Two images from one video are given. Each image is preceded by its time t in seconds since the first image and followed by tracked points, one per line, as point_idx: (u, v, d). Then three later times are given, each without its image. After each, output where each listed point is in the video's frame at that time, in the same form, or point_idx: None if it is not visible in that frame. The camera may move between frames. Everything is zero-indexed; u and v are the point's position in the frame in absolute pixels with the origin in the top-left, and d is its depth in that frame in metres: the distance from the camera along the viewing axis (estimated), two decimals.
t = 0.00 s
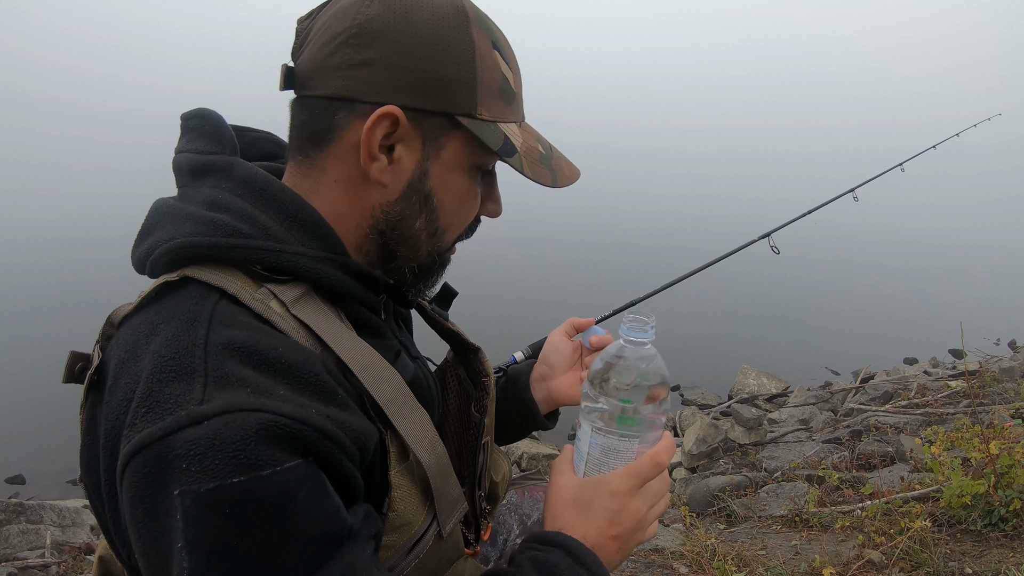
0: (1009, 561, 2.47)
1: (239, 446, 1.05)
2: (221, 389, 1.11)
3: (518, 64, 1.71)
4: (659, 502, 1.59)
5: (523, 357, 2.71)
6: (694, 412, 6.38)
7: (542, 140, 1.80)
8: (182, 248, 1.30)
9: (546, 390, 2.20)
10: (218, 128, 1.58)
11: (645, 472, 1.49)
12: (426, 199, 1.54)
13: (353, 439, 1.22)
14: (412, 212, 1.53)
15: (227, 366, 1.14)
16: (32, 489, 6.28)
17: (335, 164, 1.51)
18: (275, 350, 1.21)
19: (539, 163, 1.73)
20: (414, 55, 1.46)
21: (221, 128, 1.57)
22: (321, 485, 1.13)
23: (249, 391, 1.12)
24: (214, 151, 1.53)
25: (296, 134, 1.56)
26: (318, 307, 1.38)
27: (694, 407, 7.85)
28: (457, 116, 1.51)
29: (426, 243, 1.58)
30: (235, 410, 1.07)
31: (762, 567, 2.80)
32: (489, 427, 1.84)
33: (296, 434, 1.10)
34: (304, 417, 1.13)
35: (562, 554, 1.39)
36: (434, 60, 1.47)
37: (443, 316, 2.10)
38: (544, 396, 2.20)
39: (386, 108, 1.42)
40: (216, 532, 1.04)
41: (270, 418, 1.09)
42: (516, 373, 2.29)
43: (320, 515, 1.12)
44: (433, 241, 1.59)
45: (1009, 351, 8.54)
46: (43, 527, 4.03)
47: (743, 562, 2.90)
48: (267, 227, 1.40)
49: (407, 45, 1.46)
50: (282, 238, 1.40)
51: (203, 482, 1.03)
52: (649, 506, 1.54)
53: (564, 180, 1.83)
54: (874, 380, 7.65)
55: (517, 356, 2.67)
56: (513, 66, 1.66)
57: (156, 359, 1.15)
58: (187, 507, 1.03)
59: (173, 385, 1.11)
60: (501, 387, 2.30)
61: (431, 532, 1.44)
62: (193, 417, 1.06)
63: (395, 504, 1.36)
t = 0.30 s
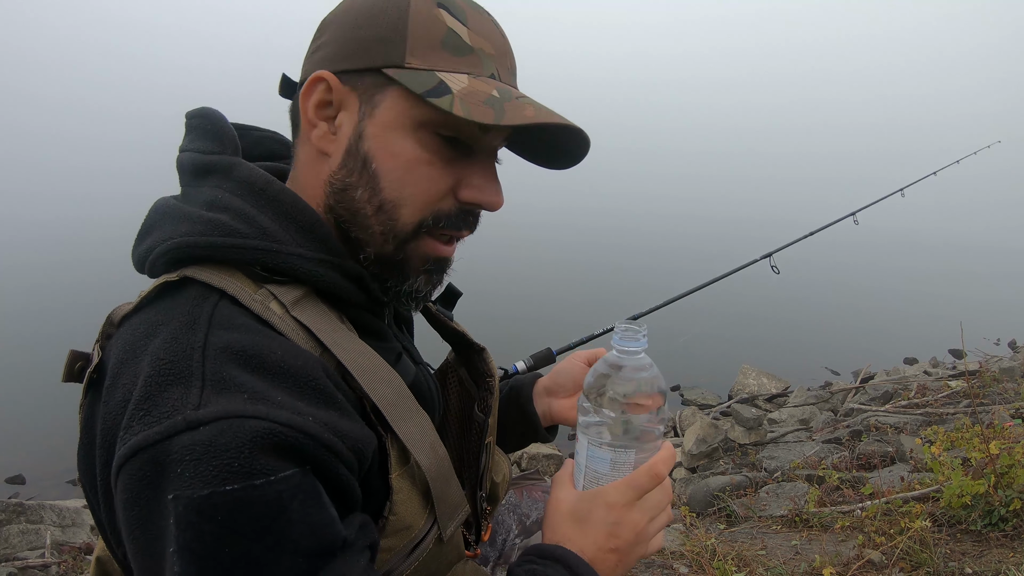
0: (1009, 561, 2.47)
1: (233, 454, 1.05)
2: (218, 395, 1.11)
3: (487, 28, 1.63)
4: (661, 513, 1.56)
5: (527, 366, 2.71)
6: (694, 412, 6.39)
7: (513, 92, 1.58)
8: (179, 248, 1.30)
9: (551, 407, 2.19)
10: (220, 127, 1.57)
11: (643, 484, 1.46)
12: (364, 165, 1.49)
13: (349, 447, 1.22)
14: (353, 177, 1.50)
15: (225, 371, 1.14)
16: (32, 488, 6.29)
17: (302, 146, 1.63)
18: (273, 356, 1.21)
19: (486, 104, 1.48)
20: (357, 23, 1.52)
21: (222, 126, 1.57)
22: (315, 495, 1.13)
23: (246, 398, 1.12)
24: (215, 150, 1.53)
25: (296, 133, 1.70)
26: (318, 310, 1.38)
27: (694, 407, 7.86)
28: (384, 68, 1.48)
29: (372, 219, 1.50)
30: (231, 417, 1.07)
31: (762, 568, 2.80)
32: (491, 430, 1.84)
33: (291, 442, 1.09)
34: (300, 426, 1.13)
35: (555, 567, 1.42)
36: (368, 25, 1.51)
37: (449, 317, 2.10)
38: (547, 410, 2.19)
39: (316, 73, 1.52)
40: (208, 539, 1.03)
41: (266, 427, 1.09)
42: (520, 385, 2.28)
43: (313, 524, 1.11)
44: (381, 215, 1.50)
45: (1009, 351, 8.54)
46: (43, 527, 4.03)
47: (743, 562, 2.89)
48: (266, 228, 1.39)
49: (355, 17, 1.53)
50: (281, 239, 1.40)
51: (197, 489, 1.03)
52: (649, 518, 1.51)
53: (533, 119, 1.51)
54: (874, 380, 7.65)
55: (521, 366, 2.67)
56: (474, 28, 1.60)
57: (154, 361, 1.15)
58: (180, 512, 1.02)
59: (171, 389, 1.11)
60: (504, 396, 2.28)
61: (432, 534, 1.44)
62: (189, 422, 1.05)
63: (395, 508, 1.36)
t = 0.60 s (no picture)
0: (1009, 561, 2.47)
1: (231, 447, 1.05)
2: (217, 389, 1.11)
3: (458, 18, 1.60)
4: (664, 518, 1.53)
5: (531, 381, 2.70)
6: (694, 412, 6.39)
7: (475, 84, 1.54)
8: (184, 245, 1.30)
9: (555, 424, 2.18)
10: (229, 132, 1.55)
11: (641, 489, 1.44)
12: (339, 168, 1.51)
13: (345, 446, 1.21)
14: (330, 182, 1.54)
15: (227, 366, 1.14)
16: (32, 488, 6.28)
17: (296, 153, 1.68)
18: (274, 353, 1.21)
19: (440, 100, 1.46)
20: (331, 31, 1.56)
21: (231, 127, 1.57)
22: (310, 492, 1.12)
23: (245, 393, 1.12)
24: (223, 150, 1.54)
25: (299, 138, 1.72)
26: (318, 310, 1.39)
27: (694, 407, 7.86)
28: (353, 72, 1.50)
29: (348, 221, 1.52)
30: (229, 411, 1.07)
31: (762, 568, 2.80)
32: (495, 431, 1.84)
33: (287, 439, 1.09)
34: (297, 423, 1.12)
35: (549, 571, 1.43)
36: (341, 31, 1.54)
37: (456, 318, 2.10)
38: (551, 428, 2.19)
39: (297, 82, 1.58)
40: (201, 532, 1.03)
41: (263, 422, 1.09)
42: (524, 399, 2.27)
43: (306, 521, 1.10)
44: (358, 216, 1.51)
45: (1009, 351, 8.54)
46: (43, 527, 4.03)
47: (743, 562, 2.89)
48: (269, 228, 1.39)
49: (330, 24, 1.57)
50: (284, 239, 1.40)
51: (194, 480, 1.03)
52: (650, 522, 1.48)
53: (484, 112, 1.46)
54: (874, 380, 7.65)
55: (525, 381, 2.67)
56: (443, 20, 1.57)
57: (156, 354, 1.15)
58: (177, 503, 1.02)
59: (172, 382, 1.11)
60: (508, 409, 2.27)
61: (432, 533, 1.43)
62: (188, 415, 1.06)
63: (395, 506, 1.36)
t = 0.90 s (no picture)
0: (1009, 561, 2.47)
1: (233, 434, 1.04)
2: (219, 382, 1.11)
3: (464, 7, 1.63)
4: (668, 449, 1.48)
5: (534, 379, 2.70)
6: (694, 412, 6.39)
7: (518, 73, 1.63)
8: (185, 249, 1.31)
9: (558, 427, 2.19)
10: (229, 130, 1.54)
11: (638, 414, 1.40)
12: (397, 175, 1.51)
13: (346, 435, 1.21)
14: (386, 190, 1.52)
15: (227, 361, 1.15)
16: (32, 488, 6.29)
17: (311, 168, 1.59)
18: (274, 349, 1.22)
19: (507, 95, 1.55)
20: (340, 35, 1.49)
21: (230, 126, 1.55)
22: (313, 476, 1.11)
23: (245, 384, 1.12)
24: (226, 150, 1.52)
25: (283, 143, 1.65)
26: (322, 312, 1.38)
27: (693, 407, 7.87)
28: (393, 78, 1.48)
29: (417, 221, 1.54)
30: (230, 400, 1.07)
31: (762, 568, 2.80)
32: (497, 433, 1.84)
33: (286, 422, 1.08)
34: (298, 408, 1.12)
35: (564, 526, 1.33)
36: (355, 33, 1.48)
37: (456, 319, 2.10)
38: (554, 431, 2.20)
39: (317, 97, 1.48)
40: (209, 519, 1.02)
41: (264, 408, 1.08)
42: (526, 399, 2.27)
43: (309, 502, 1.09)
44: (423, 216, 1.54)
45: (1009, 351, 8.54)
46: (43, 527, 4.03)
47: (743, 562, 2.90)
48: (271, 231, 1.38)
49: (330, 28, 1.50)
50: (286, 241, 1.39)
51: (197, 468, 1.02)
52: (654, 451, 1.43)
53: (550, 100, 1.61)
54: (873, 380, 7.65)
55: (528, 379, 2.67)
56: (454, 12, 1.60)
57: (157, 353, 1.16)
58: (181, 493, 1.02)
59: (174, 379, 1.12)
60: (510, 409, 2.27)
61: (443, 534, 1.44)
62: (190, 407, 1.06)
63: (410, 505, 1.36)
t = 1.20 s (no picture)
0: (1009, 561, 2.47)
1: (223, 393, 0.94)
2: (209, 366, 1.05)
3: None
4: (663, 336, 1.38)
5: (531, 375, 2.70)
6: (694, 412, 6.40)
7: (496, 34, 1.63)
8: (168, 247, 1.28)
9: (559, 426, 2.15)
10: (213, 125, 1.57)
11: (616, 305, 1.33)
12: (384, 149, 1.50)
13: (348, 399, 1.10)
14: (375, 166, 1.50)
15: (218, 350, 1.10)
16: (33, 488, 6.30)
17: (295, 154, 1.56)
18: (266, 337, 1.16)
19: (487, 53, 1.54)
20: (315, 19, 1.48)
21: (215, 125, 1.57)
22: (314, 434, 1.00)
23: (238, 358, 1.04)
24: (210, 150, 1.53)
25: (264, 137, 1.64)
26: (310, 309, 1.36)
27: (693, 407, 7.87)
28: (373, 51, 1.46)
29: (410, 195, 1.51)
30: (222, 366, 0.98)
31: (763, 568, 2.80)
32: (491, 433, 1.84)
33: (280, 381, 0.98)
34: (291, 368, 1.02)
35: (579, 438, 1.18)
36: (328, 14, 1.47)
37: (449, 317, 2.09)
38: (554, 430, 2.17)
39: (297, 78, 1.46)
40: (211, 492, 0.92)
41: (255, 366, 0.98)
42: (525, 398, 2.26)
43: (312, 458, 0.98)
44: (416, 190, 1.52)
45: (1010, 351, 8.54)
46: (43, 527, 4.03)
47: (743, 562, 2.89)
48: (256, 227, 1.36)
49: (305, 11, 1.49)
50: (272, 238, 1.37)
51: (188, 439, 0.93)
52: (646, 342, 1.33)
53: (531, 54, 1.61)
54: (873, 380, 7.66)
55: (526, 374, 2.66)
56: None
57: (147, 350, 1.11)
58: (179, 471, 0.93)
59: (166, 370, 1.07)
60: (509, 406, 2.26)
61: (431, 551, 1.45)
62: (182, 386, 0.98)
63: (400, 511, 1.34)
